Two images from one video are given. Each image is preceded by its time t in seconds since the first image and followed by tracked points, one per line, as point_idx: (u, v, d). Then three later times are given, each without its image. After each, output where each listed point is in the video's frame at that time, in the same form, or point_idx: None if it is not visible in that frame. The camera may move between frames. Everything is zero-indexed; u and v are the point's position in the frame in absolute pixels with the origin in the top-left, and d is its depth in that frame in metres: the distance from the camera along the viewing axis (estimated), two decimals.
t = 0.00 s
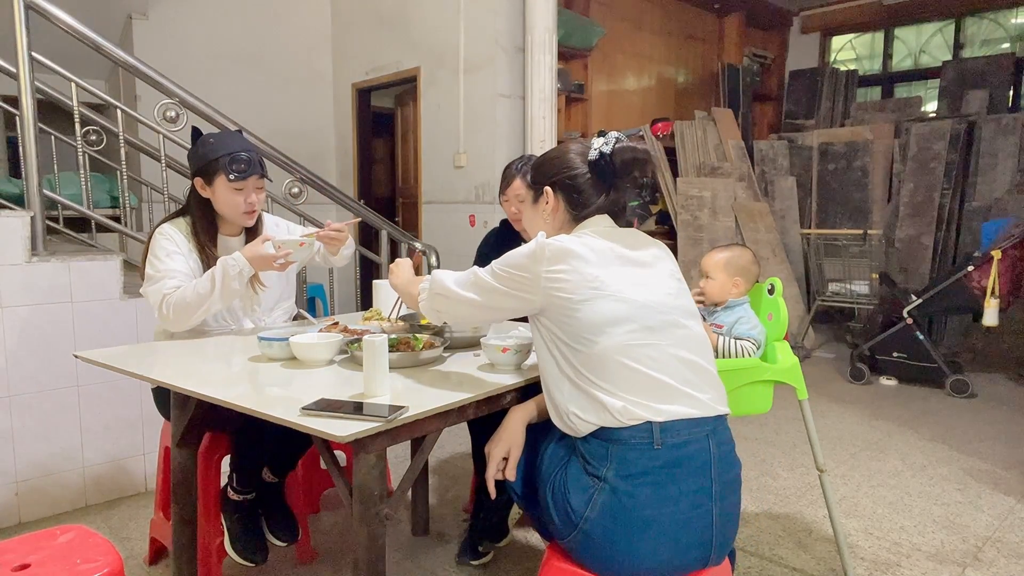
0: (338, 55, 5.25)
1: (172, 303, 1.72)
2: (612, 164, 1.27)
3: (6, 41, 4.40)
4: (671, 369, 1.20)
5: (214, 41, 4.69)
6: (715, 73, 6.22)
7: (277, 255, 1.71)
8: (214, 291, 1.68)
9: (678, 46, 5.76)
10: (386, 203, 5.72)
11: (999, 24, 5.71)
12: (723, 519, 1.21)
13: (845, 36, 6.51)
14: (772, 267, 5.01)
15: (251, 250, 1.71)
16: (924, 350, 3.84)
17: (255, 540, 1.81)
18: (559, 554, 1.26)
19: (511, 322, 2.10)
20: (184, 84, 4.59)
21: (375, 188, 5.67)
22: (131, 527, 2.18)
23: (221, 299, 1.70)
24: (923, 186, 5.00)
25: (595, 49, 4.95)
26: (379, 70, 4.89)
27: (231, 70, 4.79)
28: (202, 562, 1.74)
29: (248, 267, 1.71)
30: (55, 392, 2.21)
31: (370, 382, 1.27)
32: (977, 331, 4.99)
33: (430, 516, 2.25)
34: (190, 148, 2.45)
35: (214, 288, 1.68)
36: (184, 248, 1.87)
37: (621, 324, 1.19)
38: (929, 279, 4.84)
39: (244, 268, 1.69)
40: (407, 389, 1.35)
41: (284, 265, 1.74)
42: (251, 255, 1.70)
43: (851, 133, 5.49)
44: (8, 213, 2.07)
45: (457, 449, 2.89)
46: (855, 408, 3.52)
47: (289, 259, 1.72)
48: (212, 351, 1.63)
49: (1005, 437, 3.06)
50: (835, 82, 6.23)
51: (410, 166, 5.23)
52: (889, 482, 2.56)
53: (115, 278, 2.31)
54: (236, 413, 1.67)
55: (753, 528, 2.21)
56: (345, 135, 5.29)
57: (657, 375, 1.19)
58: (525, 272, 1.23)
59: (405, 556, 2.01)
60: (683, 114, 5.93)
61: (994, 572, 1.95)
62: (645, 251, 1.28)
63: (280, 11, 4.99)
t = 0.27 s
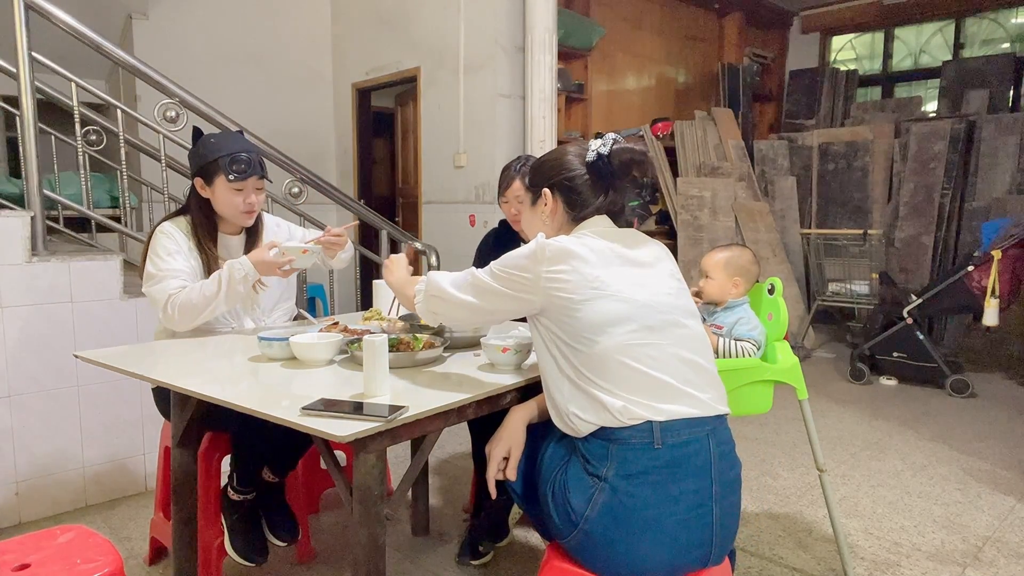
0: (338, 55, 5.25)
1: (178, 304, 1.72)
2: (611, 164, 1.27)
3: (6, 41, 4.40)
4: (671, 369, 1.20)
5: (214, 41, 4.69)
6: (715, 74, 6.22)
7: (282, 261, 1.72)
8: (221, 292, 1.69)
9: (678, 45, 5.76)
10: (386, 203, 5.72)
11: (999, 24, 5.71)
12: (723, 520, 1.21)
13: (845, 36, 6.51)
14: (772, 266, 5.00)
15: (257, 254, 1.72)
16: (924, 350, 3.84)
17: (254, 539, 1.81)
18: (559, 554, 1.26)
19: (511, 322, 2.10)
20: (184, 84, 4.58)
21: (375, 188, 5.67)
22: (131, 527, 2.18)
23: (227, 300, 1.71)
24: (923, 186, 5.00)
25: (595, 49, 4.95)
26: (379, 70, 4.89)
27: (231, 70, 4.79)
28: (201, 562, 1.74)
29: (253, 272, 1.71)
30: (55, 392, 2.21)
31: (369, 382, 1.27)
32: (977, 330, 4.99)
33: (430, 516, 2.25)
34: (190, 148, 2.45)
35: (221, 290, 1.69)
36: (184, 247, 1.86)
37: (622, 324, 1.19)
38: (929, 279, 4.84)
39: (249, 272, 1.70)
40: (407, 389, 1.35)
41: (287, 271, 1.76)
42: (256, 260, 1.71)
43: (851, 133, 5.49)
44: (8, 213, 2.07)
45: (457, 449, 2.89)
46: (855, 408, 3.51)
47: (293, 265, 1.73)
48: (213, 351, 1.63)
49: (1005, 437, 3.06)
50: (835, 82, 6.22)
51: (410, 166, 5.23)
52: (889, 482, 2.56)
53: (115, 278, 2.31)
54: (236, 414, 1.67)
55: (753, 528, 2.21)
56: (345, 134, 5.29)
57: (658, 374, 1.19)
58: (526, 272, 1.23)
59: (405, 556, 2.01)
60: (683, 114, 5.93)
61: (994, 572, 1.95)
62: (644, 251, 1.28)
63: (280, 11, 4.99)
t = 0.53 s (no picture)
0: (338, 55, 5.25)
1: (178, 307, 1.76)
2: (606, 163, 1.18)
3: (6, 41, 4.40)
4: (671, 369, 1.20)
5: (214, 41, 4.69)
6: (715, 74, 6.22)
7: (283, 270, 1.72)
8: (220, 298, 1.75)
9: (677, 45, 5.76)
10: (386, 203, 5.72)
11: (999, 23, 5.71)
12: (722, 519, 1.21)
13: (845, 36, 6.51)
14: (772, 266, 5.00)
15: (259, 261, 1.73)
16: (924, 350, 3.84)
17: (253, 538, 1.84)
18: (559, 553, 1.27)
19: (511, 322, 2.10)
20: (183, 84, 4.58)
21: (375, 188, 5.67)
22: (131, 527, 2.18)
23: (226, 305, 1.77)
24: (923, 186, 5.00)
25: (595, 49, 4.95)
26: (379, 70, 4.88)
27: (231, 70, 4.79)
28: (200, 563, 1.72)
29: (255, 279, 1.73)
30: (55, 392, 2.21)
31: (369, 382, 1.27)
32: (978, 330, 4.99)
33: (430, 516, 2.25)
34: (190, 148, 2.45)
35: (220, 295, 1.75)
36: (183, 248, 1.86)
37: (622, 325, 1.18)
38: (929, 279, 4.83)
39: (250, 278, 1.72)
40: (407, 388, 1.35)
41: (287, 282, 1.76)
42: (258, 266, 1.72)
43: (851, 133, 5.49)
44: (8, 213, 2.07)
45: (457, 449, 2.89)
46: (855, 408, 3.51)
47: (294, 275, 1.74)
48: (213, 350, 1.63)
49: (1005, 437, 3.06)
50: (834, 82, 6.23)
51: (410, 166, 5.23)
52: (889, 482, 2.56)
53: (115, 278, 2.31)
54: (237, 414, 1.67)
55: (753, 528, 2.21)
56: (345, 134, 5.29)
57: (658, 375, 1.19)
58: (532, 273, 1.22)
59: (405, 556, 2.01)
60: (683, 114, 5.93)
61: (994, 572, 1.95)
62: (649, 246, 1.25)
63: (280, 11, 4.99)
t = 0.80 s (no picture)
0: (338, 55, 5.25)
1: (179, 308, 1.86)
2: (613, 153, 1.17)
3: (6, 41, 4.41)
4: (677, 373, 1.14)
5: (214, 41, 4.69)
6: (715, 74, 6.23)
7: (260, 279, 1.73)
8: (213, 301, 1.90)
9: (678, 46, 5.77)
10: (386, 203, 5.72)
11: (999, 24, 5.71)
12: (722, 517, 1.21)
13: (845, 36, 6.51)
14: (771, 266, 5.00)
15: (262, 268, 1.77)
16: (924, 350, 3.84)
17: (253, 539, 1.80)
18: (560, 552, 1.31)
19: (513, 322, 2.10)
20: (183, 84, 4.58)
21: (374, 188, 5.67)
22: (131, 527, 2.18)
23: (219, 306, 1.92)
24: (923, 185, 5.00)
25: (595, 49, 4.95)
26: (379, 70, 4.89)
27: (231, 70, 4.79)
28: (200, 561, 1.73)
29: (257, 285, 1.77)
30: (55, 392, 2.21)
31: (370, 382, 1.27)
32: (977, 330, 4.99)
33: (431, 516, 2.25)
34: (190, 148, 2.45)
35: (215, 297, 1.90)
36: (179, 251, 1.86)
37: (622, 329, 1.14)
38: (929, 279, 4.84)
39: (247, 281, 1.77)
40: (408, 388, 1.35)
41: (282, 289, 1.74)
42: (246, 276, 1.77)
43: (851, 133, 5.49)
44: (8, 213, 2.07)
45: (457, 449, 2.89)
46: (855, 408, 3.51)
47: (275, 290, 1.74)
48: (214, 351, 1.64)
49: (1005, 437, 3.06)
50: (834, 82, 6.23)
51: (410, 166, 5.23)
52: (889, 482, 2.56)
53: (115, 278, 2.31)
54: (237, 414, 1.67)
55: (753, 528, 2.21)
56: (345, 134, 5.29)
57: (659, 379, 1.14)
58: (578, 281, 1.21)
59: (405, 556, 2.01)
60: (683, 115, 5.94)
61: (994, 572, 1.95)
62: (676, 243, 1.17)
63: (280, 11, 4.99)
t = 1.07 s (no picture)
0: (338, 55, 5.25)
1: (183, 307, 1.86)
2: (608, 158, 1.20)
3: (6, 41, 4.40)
4: (680, 374, 1.11)
5: (213, 41, 4.69)
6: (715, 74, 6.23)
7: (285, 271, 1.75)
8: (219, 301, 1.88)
9: (677, 46, 5.77)
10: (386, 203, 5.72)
11: (999, 23, 5.71)
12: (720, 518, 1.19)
13: (845, 36, 6.51)
14: (771, 266, 5.00)
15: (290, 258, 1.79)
16: (923, 350, 3.84)
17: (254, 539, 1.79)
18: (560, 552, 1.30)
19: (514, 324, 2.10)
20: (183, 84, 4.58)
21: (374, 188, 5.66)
22: (131, 527, 2.18)
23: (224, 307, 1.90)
24: (923, 185, 5.00)
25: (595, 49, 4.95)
26: (378, 70, 4.88)
27: (231, 70, 4.79)
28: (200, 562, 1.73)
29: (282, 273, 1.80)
30: (55, 392, 2.21)
31: (369, 381, 1.27)
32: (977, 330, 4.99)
33: (431, 516, 2.24)
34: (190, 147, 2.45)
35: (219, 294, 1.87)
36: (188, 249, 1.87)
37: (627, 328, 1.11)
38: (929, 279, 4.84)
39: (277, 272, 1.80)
40: (408, 388, 1.35)
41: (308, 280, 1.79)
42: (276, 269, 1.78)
43: (851, 133, 5.49)
44: (8, 213, 2.07)
45: (457, 449, 2.88)
46: (855, 408, 3.51)
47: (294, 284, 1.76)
48: (213, 351, 1.63)
49: (1005, 437, 3.06)
50: (834, 82, 6.23)
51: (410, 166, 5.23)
52: (889, 482, 2.56)
53: (115, 278, 2.30)
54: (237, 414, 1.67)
55: (753, 528, 2.21)
56: (345, 134, 5.29)
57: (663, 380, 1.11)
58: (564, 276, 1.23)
59: (405, 556, 2.01)
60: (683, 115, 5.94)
61: (994, 572, 1.95)
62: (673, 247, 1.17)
63: (280, 11, 4.98)
